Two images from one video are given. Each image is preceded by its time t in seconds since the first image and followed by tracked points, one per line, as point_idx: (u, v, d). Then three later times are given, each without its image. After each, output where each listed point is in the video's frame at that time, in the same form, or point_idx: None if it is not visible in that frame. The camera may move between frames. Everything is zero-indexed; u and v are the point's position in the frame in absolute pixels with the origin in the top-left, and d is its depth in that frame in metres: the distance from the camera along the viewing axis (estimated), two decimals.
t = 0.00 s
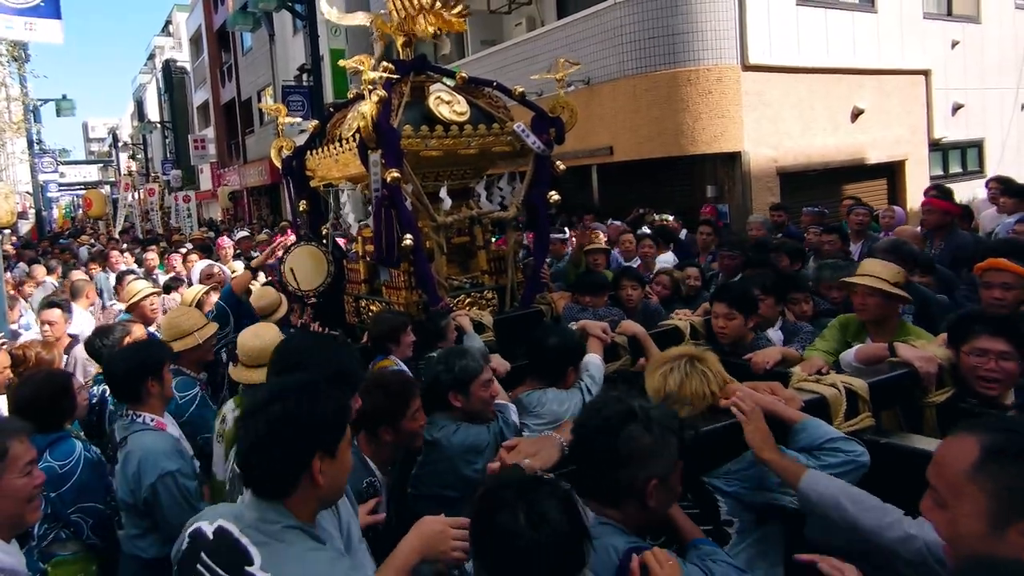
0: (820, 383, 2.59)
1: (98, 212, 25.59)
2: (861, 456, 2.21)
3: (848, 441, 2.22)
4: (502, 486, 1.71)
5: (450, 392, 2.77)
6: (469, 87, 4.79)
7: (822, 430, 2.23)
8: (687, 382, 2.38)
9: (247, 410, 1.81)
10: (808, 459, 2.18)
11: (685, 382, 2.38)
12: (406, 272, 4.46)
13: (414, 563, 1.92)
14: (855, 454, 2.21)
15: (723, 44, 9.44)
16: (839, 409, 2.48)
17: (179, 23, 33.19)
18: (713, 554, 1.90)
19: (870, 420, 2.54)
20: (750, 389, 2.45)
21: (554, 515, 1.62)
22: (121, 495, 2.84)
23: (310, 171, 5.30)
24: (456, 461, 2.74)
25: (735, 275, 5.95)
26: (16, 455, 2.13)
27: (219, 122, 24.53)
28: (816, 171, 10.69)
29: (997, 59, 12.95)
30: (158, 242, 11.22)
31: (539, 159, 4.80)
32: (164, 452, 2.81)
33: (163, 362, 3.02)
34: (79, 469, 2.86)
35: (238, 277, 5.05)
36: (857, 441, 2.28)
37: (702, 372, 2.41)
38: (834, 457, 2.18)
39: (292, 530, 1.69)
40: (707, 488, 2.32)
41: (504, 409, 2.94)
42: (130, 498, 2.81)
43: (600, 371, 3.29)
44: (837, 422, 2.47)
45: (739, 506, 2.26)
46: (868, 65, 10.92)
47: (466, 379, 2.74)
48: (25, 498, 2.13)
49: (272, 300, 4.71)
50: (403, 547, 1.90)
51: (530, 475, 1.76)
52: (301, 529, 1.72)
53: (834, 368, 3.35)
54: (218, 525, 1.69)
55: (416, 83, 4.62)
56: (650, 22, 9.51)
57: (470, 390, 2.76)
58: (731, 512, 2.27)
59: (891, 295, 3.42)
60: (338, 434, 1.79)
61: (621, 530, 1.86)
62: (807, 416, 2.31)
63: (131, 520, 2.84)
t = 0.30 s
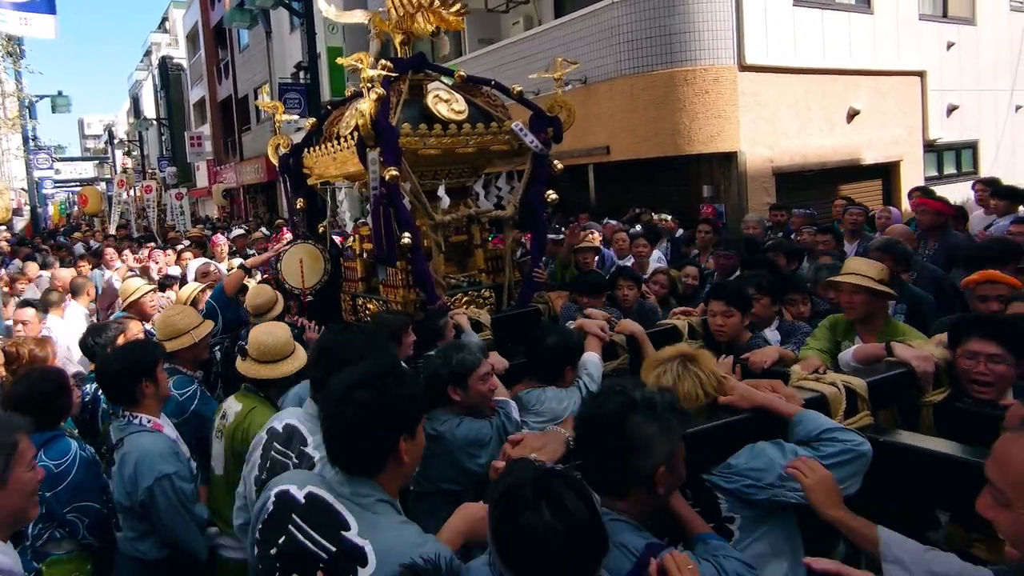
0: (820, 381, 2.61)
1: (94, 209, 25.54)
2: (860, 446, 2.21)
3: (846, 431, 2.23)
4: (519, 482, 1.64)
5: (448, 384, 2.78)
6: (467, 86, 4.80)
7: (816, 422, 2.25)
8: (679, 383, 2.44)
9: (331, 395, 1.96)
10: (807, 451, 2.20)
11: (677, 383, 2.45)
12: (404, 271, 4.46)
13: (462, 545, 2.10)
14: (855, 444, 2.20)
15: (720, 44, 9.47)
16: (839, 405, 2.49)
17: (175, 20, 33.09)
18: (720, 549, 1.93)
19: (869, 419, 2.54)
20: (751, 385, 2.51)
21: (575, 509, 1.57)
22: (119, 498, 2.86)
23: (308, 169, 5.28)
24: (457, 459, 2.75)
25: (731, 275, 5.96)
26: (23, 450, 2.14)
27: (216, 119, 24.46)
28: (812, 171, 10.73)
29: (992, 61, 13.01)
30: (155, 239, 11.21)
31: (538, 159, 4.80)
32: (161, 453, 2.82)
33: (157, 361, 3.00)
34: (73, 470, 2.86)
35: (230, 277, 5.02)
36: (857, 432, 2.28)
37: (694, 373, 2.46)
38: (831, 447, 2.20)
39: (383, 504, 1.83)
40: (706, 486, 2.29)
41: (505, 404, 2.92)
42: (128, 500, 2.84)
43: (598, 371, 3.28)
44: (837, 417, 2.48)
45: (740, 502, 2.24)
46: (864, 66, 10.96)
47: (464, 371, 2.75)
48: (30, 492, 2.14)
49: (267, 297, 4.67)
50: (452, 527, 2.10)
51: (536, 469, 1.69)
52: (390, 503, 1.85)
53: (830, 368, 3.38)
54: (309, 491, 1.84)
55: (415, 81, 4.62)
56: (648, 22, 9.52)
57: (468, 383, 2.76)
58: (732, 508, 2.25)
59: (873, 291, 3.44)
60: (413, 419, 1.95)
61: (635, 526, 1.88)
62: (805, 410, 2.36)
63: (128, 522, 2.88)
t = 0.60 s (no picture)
0: (822, 385, 2.63)
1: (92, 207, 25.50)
2: (864, 459, 2.27)
3: (852, 443, 2.28)
4: (537, 487, 1.63)
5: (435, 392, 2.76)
6: (468, 86, 4.80)
7: (823, 431, 2.28)
8: (685, 386, 2.49)
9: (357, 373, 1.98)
10: (812, 461, 2.23)
11: (684, 384, 2.49)
12: (405, 270, 4.46)
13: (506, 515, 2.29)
14: (859, 457, 2.26)
15: (720, 41, 9.45)
16: (840, 411, 2.52)
17: (174, 18, 33.04)
18: (722, 561, 1.91)
19: (870, 422, 2.58)
20: (755, 389, 2.54)
21: (586, 506, 1.58)
22: (113, 496, 2.87)
23: (308, 167, 5.27)
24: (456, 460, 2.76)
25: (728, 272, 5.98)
26: (28, 446, 2.16)
27: (215, 117, 24.42)
28: (811, 169, 10.73)
29: (992, 59, 13.01)
30: (154, 237, 11.20)
31: (538, 159, 4.80)
32: (157, 451, 2.84)
33: (155, 359, 3.00)
34: (68, 469, 2.86)
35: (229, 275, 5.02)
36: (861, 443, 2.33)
37: (702, 375, 2.50)
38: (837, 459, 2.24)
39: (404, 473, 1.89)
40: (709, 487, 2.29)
41: (502, 408, 2.89)
42: (123, 497, 2.85)
43: (600, 373, 3.29)
44: (839, 423, 2.51)
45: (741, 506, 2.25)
46: (864, 64, 10.96)
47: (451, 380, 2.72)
48: (33, 489, 2.16)
49: (266, 296, 4.65)
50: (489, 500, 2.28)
51: (556, 469, 1.70)
52: (411, 473, 1.91)
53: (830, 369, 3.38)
54: (333, 466, 1.94)
55: (416, 80, 4.62)
56: (648, 20, 9.51)
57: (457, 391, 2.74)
58: (733, 511, 2.26)
59: (868, 293, 3.46)
60: (438, 399, 1.95)
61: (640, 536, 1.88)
62: (810, 418, 2.37)
63: (124, 520, 2.89)
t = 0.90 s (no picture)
0: (824, 390, 2.64)
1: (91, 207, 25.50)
2: (867, 469, 2.27)
3: (855, 453, 2.29)
4: (536, 478, 1.67)
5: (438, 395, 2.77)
6: (470, 87, 4.80)
7: (827, 440, 2.30)
8: (689, 394, 2.51)
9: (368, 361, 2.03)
10: (815, 468, 2.25)
11: (688, 392, 2.52)
12: (406, 271, 4.47)
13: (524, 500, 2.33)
14: (862, 466, 2.26)
15: (719, 40, 9.46)
16: (842, 416, 2.54)
17: (173, 18, 33.05)
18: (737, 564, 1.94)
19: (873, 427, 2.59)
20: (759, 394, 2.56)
21: (579, 496, 1.62)
22: (110, 492, 2.88)
23: (308, 168, 5.27)
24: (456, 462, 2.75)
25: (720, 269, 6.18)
26: (29, 445, 2.17)
27: (214, 117, 24.42)
28: (810, 168, 10.75)
29: (990, 58, 13.03)
30: (154, 237, 11.23)
31: (538, 160, 4.81)
32: (152, 447, 2.84)
33: (153, 356, 3.02)
34: (56, 470, 2.87)
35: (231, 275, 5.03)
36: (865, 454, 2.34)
37: (704, 383, 2.53)
38: (840, 467, 2.25)
39: (407, 471, 1.90)
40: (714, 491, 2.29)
41: (508, 411, 2.95)
42: (120, 493, 2.85)
43: (602, 378, 3.31)
44: (841, 428, 2.52)
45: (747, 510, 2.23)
46: (862, 63, 10.98)
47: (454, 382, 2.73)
48: (35, 488, 2.17)
49: (265, 296, 4.66)
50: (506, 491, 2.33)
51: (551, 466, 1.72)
52: (418, 470, 1.92)
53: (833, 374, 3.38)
54: (347, 478, 1.96)
55: (417, 81, 4.62)
56: (646, 19, 9.52)
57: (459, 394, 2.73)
58: (738, 513, 2.24)
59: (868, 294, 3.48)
60: (440, 389, 1.92)
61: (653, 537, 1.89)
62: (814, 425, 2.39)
63: (120, 516, 2.89)
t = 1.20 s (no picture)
0: (830, 404, 2.66)
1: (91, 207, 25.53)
2: (869, 497, 2.28)
3: (859, 480, 2.30)
4: (559, 485, 1.76)
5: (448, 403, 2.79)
6: (474, 92, 4.81)
7: (835, 466, 2.31)
8: (706, 407, 2.53)
9: (404, 367, 2.05)
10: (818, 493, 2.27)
11: (702, 406, 2.53)
12: (409, 275, 4.49)
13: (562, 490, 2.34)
14: (865, 494, 2.28)
15: (719, 42, 9.47)
16: (848, 431, 2.55)
17: (174, 19, 33.10)
18: None
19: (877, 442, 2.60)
20: (766, 410, 2.57)
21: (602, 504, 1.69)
22: (112, 490, 2.88)
23: (311, 170, 5.29)
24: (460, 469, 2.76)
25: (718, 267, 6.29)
26: (31, 445, 2.18)
27: (214, 118, 24.47)
28: (810, 169, 10.76)
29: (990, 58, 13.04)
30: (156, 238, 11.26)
31: (542, 165, 4.81)
32: (151, 446, 2.85)
33: (155, 357, 3.02)
34: (50, 471, 2.84)
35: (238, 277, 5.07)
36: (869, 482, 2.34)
37: (719, 398, 2.55)
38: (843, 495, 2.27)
39: (445, 477, 1.96)
40: (719, 511, 2.34)
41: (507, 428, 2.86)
42: (121, 492, 2.86)
43: (608, 388, 3.31)
44: (846, 443, 2.54)
45: (748, 534, 2.29)
46: (862, 65, 10.99)
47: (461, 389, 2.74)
48: (37, 487, 2.18)
49: (267, 297, 4.68)
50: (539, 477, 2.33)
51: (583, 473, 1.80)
52: (458, 474, 1.99)
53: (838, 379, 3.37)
54: (383, 471, 2.02)
55: (422, 86, 4.63)
56: (647, 20, 9.53)
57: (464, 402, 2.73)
58: (738, 539, 2.29)
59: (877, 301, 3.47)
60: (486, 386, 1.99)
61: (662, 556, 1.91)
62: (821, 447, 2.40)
63: (120, 514, 2.90)
